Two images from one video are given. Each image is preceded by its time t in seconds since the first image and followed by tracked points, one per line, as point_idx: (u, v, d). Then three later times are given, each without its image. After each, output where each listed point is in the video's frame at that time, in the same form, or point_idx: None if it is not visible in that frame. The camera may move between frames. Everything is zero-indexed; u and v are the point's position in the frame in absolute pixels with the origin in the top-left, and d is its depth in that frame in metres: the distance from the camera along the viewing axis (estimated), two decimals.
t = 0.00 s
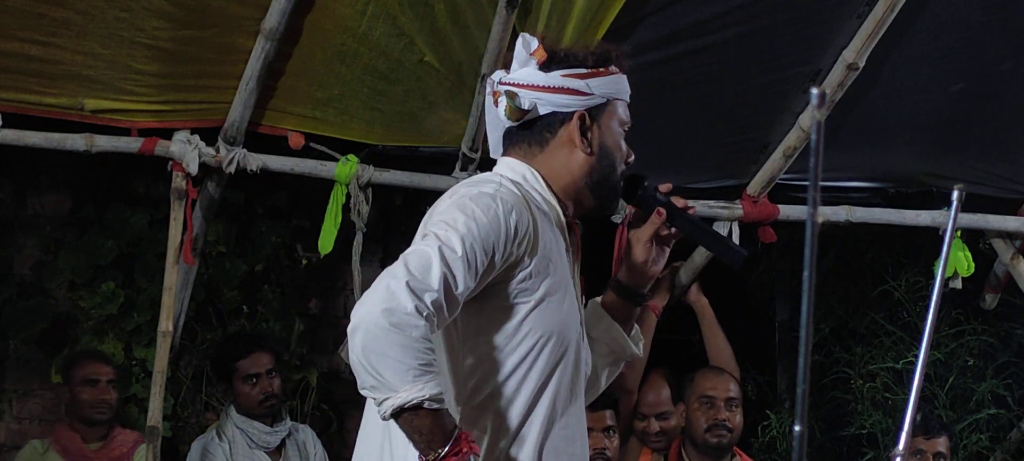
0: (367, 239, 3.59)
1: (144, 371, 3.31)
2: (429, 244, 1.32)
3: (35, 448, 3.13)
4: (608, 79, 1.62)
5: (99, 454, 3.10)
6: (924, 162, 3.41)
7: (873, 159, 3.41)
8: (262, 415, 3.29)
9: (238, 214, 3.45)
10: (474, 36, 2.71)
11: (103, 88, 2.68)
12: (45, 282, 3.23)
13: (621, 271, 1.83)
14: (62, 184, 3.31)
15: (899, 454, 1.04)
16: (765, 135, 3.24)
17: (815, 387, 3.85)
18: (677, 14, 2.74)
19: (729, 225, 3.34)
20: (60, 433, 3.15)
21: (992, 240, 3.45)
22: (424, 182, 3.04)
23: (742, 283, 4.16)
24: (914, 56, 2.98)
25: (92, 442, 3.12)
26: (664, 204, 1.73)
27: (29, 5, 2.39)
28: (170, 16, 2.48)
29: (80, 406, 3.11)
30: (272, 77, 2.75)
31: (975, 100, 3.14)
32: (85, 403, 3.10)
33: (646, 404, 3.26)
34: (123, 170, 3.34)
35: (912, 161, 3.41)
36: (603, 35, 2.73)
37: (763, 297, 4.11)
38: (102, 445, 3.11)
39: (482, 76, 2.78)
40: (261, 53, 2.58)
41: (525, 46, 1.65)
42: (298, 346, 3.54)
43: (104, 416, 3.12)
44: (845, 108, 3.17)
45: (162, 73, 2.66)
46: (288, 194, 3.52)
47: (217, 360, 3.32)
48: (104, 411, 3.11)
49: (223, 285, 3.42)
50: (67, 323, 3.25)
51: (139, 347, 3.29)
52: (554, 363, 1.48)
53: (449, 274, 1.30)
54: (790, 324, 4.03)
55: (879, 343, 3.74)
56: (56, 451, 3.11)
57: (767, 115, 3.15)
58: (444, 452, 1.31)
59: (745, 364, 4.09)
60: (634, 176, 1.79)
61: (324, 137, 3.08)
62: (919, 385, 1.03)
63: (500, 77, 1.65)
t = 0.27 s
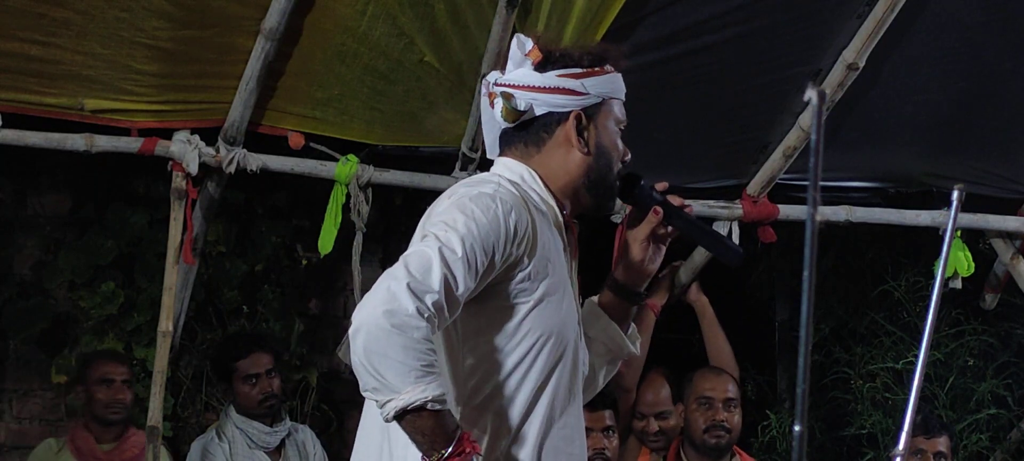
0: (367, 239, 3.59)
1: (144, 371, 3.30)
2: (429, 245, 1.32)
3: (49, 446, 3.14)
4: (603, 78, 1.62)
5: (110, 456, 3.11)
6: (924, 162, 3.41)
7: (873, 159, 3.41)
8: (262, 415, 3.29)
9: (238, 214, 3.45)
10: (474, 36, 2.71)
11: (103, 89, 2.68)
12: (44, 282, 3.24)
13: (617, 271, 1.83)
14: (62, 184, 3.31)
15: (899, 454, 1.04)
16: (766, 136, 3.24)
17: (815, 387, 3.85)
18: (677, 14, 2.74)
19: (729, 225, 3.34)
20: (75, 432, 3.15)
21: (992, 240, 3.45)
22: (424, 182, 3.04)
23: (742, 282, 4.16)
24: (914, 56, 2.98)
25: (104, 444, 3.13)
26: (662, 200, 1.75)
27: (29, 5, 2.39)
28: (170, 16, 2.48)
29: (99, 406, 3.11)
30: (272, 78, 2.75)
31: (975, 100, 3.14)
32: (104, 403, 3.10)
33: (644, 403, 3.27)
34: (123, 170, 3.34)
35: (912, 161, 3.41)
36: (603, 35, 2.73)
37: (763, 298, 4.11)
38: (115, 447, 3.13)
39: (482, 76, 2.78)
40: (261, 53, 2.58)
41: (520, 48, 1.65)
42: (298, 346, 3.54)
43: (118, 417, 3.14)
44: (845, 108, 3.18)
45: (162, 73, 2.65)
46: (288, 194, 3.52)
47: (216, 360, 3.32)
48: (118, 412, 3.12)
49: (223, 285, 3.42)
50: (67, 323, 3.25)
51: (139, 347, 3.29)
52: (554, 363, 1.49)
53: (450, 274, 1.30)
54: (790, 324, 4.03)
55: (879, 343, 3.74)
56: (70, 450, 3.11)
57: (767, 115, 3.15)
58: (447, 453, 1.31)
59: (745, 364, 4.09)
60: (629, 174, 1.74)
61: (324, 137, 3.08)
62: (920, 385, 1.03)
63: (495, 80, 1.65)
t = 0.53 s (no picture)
0: (367, 239, 3.59)
1: (144, 370, 3.30)
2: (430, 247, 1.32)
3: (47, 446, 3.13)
4: (597, 75, 1.62)
5: (112, 456, 3.10)
6: (925, 162, 3.41)
7: (873, 159, 3.41)
8: (262, 415, 3.29)
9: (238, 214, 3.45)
10: (474, 36, 2.71)
11: (103, 89, 2.68)
12: (44, 282, 3.24)
13: (615, 266, 1.84)
14: (62, 184, 3.31)
15: (899, 454, 1.03)
16: (766, 135, 3.23)
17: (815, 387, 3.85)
18: (677, 14, 2.74)
19: (729, 225, 3.34)
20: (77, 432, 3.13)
21: (992, 240, 3.45)
22: (424, 182, 3.03)
23: (742, 282, 4.16)
24: (914, 56, 2.98)
25: (103, 444, 3.11)
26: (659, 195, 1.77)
27: (29, 5, 2.39)
28: (170, 16, 2.48)
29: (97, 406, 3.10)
30: (272, 78, 2.75)
31: (975, 100, 3.14)
32: (102, 403, 3.09)
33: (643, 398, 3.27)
34: (123, 170, 3.34)
35: (912, 161, 3.41)
36: (603, 35, 2.73)
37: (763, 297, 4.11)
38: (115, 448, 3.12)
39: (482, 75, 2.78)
40: (261, 53, 2.58)
41: (513, 45, 1.64)
42: (298, 346, 3.54)
43: (120, 417, 3.13)
44: (845, 108, 3.17)
45: (162, 73, 2.65)
46: (288, 194, 3.52)
47: (216, 360, 3.32)
48: (121, 412, 3.11)
49: (223, 285, 3.42)
50: (67, 323, 3.26)
51: (140, 347, 3.29)
52: (554, 363, 1.49)
53: (451, 276, 1.30)
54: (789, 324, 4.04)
55: (880, 343, 3.74)
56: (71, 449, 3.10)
57: (767, 115, 3.15)
58: (450, 454, 1.31)
59: (745, 364, 4.09)
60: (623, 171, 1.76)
61: (323, 137, 3.07)
62: (919, 385, 1.03)
63: (490, 80, 1.65)
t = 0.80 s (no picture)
0: (367, 239, 3.59)
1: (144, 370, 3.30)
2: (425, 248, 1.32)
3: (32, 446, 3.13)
4: (599, 78, 1.62)
5: (99, 455, 3.11)
6: (925, 162, 3.41)
7: (873, 159, 3.41)
8: (262, 415, 3.29)
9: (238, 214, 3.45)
10: (475, 36, 2.71)
11: (103, 89, 2.68)
12: (44, 282, 3.24)
13: (615, 267, 1.83)
14: (62, 184, 3.31)
15: (899, 454, 1.03)
16: (766, 135, 3.23)
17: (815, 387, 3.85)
18: (678, 14, 2.74)
19: (729, 225, 3.34)
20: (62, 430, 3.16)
21: (992, 240, 3.45)
22: (424, 182, 3.03)
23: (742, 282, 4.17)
24: (914, 56, 2.98)
25: (91, 443, 3.13)
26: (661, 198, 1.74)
27: (29, 5, 2.39)
28: (170, 16, 2.48)
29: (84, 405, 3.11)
30: (272, 78, 2.75)
31: (975, 100, 3.14)
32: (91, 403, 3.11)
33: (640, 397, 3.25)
34: (123, 170, 3.34)
35: (912, 161, 3.41)
36: (603, 35, 2.73)
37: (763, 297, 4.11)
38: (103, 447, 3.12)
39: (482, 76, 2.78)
40: (261, 53, 2.58)
41: (516, 44, 1.66)
42: (298, 346, 3.54)
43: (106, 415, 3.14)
44: (845, 108, 3.17)
45: (162, 73, 2.65)
46: (288, 194, 3.52)
47: (216, 360, 3.32)
48: (104, 410, 3.14)
49: (223, 285, 3.42)
50: (67, 323, 3.25)
51: (139, 347, 3.30)
52: (550, 363, 1.49)
53: (446, 277, 1.30)
54: (790, 324, 4.04)
55: (879, 343, 3.74)
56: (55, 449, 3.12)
57: (767, 115, 3.15)
58: (446, 454, 1.32)
59: (745, 364, 4.09)
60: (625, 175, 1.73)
61: (323, 137, 3.07)
62: (920, 385, 1.03)
63: (491, 77, 1.66)
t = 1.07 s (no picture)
0: (367, 239, 3.59)
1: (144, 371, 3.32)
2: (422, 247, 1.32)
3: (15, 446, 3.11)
4: (609, 84, 1.61)
5: (84, 452, 3.08)
6: (925, 161, 3.41)
7: (873, 159, 3.41)
8: (262, 415, 3.29)
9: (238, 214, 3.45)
10: (475, 36, 2.71)
11: (104, 89, 2.68)
12: (45, 282, 3.24)
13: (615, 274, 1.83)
14: (62, 184, 3.31)
15: (899, 454, 1.03)
16: (766, 135, 3.23)
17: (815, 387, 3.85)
18: (678, 14, 2.74)
19: (729, 225, 3.35)
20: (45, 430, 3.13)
21: (992, 240, 3.45)
22: (424, 182, 3.04)
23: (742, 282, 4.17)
24: (914, 56, 2.98)
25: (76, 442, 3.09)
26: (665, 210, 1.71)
27: (29, 5, 2.39)
28: (170, 16, 2.48)
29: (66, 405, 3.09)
30: (272, 78, 2.75)
31: (975, 100, 3.14)
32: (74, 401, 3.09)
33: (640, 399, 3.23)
34: (123, 170, 3.35)
35: (912, 161, 3.41)
36: (603, 35, 2.73)
37: (763, 297, 4.11)
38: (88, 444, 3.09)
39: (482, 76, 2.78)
40: (261, 53, 2.58)
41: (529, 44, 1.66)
42: (298, 346, 3.54)
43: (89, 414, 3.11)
44: (845, 108, 3.17)
45: (162, 73, 2.65)
46: (288, 194, 3.52)
47: (216, 360, 3.32)
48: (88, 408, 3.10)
49: (223, 285, 3.42)
50: (67, 323, 3.24)
51: (139, 347, 3.31)
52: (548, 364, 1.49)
53: (442, 276, 1.30)
54: (789, 324, 4.05)
55: (879, 343, 3.74)
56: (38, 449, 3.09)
57: (767, 115, 3.15)
58: (444, 451, 1.30)
59: (745, 364, 4.09)
60: (630, 185, 1.69)
61: (324, 137, 3.07)
62: (920, 385, 1.03)
63: (502, 76, 1.66)
